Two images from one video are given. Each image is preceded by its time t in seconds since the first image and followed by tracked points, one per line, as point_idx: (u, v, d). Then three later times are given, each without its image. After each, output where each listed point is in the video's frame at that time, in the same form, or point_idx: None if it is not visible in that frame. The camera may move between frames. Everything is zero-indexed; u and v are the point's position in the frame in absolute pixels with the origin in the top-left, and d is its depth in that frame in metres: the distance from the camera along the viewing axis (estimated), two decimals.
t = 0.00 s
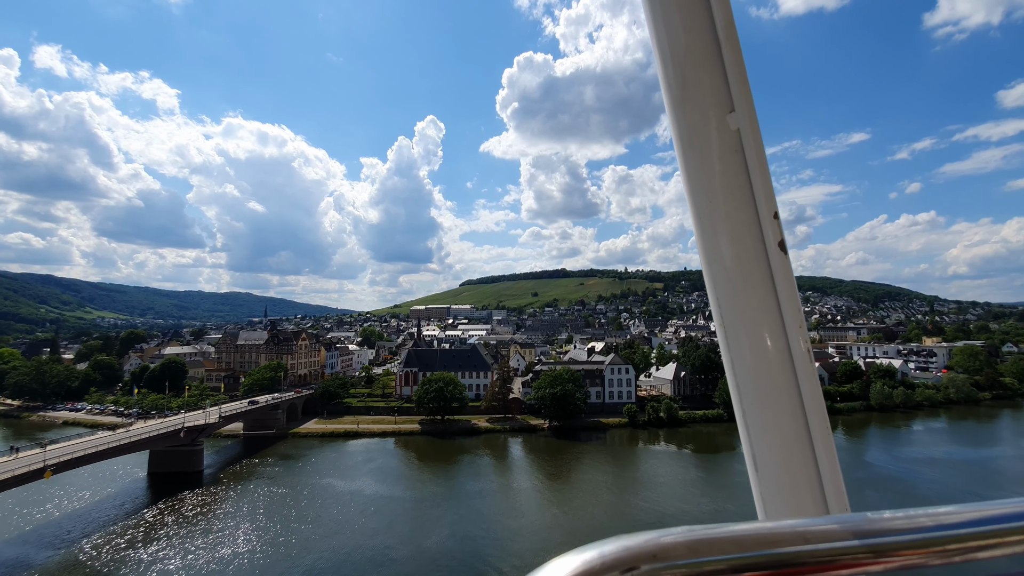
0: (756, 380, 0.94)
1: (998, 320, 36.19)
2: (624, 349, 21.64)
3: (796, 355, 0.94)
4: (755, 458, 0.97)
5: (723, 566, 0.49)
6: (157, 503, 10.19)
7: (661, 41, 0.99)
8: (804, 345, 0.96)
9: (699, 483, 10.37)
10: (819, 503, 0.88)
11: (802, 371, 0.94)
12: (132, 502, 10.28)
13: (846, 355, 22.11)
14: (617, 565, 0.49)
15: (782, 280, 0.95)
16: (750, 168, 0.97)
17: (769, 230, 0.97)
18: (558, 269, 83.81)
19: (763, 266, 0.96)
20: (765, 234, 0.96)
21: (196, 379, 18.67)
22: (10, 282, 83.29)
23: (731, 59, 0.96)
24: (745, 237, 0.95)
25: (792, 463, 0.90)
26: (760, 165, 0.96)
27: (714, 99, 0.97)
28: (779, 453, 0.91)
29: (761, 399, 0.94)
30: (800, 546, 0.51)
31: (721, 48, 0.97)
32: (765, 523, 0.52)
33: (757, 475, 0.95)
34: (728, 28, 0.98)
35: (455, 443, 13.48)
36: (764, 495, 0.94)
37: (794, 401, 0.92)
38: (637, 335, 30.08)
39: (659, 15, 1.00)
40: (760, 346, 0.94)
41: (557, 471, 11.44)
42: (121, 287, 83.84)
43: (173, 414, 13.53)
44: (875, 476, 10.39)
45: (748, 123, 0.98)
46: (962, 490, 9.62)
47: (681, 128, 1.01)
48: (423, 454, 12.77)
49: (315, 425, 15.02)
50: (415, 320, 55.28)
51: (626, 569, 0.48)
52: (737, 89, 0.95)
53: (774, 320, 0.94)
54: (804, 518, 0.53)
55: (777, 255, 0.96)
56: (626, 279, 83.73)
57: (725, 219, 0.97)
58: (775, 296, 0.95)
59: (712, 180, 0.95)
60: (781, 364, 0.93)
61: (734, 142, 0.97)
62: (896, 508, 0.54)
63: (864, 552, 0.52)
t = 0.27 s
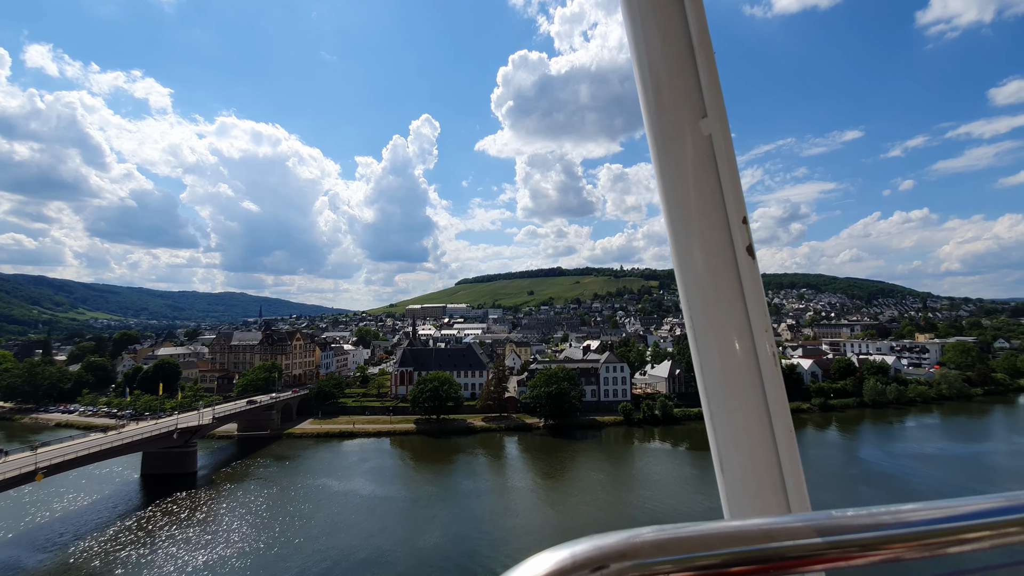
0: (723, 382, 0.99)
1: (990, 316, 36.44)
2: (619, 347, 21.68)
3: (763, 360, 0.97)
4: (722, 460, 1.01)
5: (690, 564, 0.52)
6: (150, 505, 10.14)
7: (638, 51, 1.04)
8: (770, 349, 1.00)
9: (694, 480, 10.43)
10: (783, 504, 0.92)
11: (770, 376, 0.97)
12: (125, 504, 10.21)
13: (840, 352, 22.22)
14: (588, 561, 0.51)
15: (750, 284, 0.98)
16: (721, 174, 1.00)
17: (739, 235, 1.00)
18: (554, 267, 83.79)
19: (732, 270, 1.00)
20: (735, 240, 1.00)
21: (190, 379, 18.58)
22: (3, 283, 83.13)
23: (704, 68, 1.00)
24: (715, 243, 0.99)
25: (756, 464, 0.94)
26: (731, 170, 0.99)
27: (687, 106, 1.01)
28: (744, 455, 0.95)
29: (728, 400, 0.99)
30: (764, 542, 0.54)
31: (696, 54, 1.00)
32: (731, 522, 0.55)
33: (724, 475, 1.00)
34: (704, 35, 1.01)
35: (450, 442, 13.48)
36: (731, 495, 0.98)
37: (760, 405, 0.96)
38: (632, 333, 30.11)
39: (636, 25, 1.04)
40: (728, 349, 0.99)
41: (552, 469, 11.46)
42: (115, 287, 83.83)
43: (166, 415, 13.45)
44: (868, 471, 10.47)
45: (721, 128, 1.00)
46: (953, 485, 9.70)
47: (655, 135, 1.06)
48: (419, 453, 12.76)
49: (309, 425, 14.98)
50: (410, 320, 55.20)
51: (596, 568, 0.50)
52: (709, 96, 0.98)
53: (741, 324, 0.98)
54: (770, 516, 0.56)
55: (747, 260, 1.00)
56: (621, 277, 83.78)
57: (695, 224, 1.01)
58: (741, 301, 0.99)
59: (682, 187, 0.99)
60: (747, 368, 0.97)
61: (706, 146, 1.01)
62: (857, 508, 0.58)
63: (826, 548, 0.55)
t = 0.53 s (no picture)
0: (697, 387, 1.00)
1: (982, 312, 36.73)
2: (615, 346, 21.71)
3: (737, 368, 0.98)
4: (696, 466, 1.02)
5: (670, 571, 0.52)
6: (143, 508, 10.06)
7: (622, 59, 1.07)
8: (744, 358, 1.01)
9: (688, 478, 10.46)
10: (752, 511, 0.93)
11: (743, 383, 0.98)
12: (118, 507, 10.13)
13: (834, 350, 22.34)
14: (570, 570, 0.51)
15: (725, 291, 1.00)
16: (698, 181, 1.02)
17: (715, 242, 1.02)
18: (549, 266, 83.80)
19: (707, 276, 1.01)
20: (710, 245, 1.01)
21: (183, 381, 18.45)
22: None
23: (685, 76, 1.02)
24: (690, 248, 1.01)
25: (729, 470, 0.95)
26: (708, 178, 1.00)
27: (666, 113, 1.03)
28: (716, 461, 0.96)
29: (702, 406, 1.00)
30: (740, 548, 0.54)
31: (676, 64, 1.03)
32: (706, 527, 0.55)
33: (696, 480, 1.01)
34: (685, 46, 1.04)
35: (445, 441, 13.47)
36: (703, 499, 0.99)
37: (732, 411, 0.97)
38: (627, 331, 30.16)
39: (620, 33, 1.07)
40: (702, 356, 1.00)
41: (547, 468, 11.47)
42: (107, 288, 83.83)
43: (159, 417, 13.36)
44: (861, 467, 10.54)
45: (701, 135, 1.02)
46: (945, 481, 9.76)
47: (636, 141, 1.08)
48: (414, 453, 12.74)
49: (304, 426, 14.93)
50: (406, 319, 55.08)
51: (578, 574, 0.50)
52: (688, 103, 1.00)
53: (715, 331, 1.00)
54: (746, 520, 0.56)
55: (722, 267, 1.01)
56: (617, 276, 83.91)
57: (672, 230, 1.03)
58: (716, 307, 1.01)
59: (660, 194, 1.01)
60: (721, 375, 0.98)
61: (685, 154, 1.03)
62: (833, 512, 0.57)
63: (798, 553, 0.55)
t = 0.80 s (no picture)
0: (675, 392, 0.99)
1: (974, 309, 37.01)
2: (610, 345, 21.75)
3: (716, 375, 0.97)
4: (671, 468, 1.01)
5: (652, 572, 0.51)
6: (136, 511, 9.99)
7: (607, 63, 1.07)
8: (722, 364, 1.00)
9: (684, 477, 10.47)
10: (726, 516, 0.93)
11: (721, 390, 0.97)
12: (111, 510, 10.06)
13: (828, 347, 22.45)
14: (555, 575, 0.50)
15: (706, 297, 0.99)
16: (678, 187, 1.02)
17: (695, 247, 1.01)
18: (545, 265, 83.81)
19: (687, 279, 1.01)
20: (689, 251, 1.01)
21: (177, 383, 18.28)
22: None
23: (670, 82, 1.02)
24: (670, 252, 1.00)
25: (703, 475, 0.94)
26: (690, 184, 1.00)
27: (648, 118, 1.04)
28: (694, 464, 0.95)
29: (680, 410, 0.99)
30: (724, 552, 0.53)
31: (659, 69, 1.03)
32: (691, 530, 0.54)
33: (672, 486, 1.00)
34: (668, 54, 1.04)
35: (441, 442, 13.45)
36: (680, 503, 0.98)
37: (709, 417, 0.96)
38: (623, 331, 30.22)
39: (607, 37, 1.08)
40: (680, 359, 0.99)
41: (543, 467, 11.48)
42: (101, 290, 83.81)
43: (153, 420, 13.28)
44: (854, 464, 10.60)
45: (683, 141, 1.02)
46: (939, 477, 9.82)
47: (620, 145, 1.08)
48: (410, 454, 12.71)
49: (299, 427, 14.88)
50: (401, 320, 54.99)
51: None
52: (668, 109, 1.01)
53: (694, 336, 0.99)
54: (729, 522, 0.56)
55: (703, 273, 1.00)
56: (613, 275, 83.99)
57: (653, 234, 1.03)
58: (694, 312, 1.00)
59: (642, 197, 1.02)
60: (698, 381, 0.97)
61: (666, 158, 1.03)
62: (813, 514, 0.57)
63: (780, 556, 0.55)
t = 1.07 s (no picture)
0: (654, 396, 0.98)
1: (968, 306, 37.23)
2: (606, 344, 21.77)
3: (697, 383, 0.95)
4: (651, 475, 1.00)
5: None
6: (130, 514, 9.92)
7: (595, 66, 1.08)
8: (704, 370, 0.99)
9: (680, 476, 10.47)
10: (703, 522, 0.92)
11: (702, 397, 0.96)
12: (104, 514, 9.99)
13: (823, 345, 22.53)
14: None
15: (687, 304, 0.98)
16: (662, 192, 1.01)
17: (677, 252, 1.00)
18: (541, 265, 83.81)
19: (669, 284, 1.00)
20: (671, 255, 1.00)
21: (172, 385, 18.19)
22: None
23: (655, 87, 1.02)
24: (652, 256, 0.99)
25: (680, 481, 0.93)
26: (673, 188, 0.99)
27: (633, 122, 1.03)
28: (672, 469, 0.94)
29: (660, 415, 0.98)
30: (709, 560, 0.52)
31: (646, 74, 1.03)
32: (677, 537, 0.53)
33: (652, 492, 0.99)
34: (655, 60, 1.03)
35: (437, 443, 13.42)
36: (659, 510, 0.97)
37: (687, 423, 0.95)
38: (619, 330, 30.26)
39: (595, 41, 1.08)
40: (660, 364, 0.98)
41: (540, 467, 11.47)
42: (94, 292, 83.80)
43: (147, 422, 13.20)
44: (850, 462, 10.63)
45: (666, 146, 1.01)
46: (934, 474, 9.86)
47: (605, 148, 1.08)
48: (406, 455, 12.68)
49: (294, 429, 14.82)
50: (397, 320, 54.91)
51: None
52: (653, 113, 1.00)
53: (674, 341, 0.98)
54: (714, 530, 0.54)
55: (684, 279, 0.99)
56: (609, 275, 84.08)
57: (636, 236, 1.02)
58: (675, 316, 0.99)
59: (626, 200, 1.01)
60: (678, 387, 0.95)
61: (650, 163, 1.02)
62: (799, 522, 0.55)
63: (765, 564, 0.53)
